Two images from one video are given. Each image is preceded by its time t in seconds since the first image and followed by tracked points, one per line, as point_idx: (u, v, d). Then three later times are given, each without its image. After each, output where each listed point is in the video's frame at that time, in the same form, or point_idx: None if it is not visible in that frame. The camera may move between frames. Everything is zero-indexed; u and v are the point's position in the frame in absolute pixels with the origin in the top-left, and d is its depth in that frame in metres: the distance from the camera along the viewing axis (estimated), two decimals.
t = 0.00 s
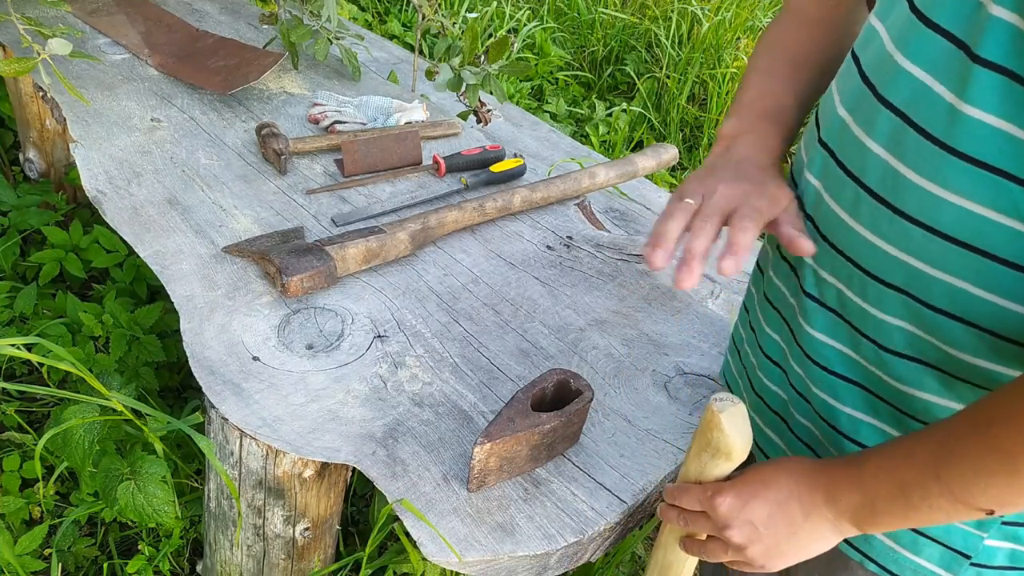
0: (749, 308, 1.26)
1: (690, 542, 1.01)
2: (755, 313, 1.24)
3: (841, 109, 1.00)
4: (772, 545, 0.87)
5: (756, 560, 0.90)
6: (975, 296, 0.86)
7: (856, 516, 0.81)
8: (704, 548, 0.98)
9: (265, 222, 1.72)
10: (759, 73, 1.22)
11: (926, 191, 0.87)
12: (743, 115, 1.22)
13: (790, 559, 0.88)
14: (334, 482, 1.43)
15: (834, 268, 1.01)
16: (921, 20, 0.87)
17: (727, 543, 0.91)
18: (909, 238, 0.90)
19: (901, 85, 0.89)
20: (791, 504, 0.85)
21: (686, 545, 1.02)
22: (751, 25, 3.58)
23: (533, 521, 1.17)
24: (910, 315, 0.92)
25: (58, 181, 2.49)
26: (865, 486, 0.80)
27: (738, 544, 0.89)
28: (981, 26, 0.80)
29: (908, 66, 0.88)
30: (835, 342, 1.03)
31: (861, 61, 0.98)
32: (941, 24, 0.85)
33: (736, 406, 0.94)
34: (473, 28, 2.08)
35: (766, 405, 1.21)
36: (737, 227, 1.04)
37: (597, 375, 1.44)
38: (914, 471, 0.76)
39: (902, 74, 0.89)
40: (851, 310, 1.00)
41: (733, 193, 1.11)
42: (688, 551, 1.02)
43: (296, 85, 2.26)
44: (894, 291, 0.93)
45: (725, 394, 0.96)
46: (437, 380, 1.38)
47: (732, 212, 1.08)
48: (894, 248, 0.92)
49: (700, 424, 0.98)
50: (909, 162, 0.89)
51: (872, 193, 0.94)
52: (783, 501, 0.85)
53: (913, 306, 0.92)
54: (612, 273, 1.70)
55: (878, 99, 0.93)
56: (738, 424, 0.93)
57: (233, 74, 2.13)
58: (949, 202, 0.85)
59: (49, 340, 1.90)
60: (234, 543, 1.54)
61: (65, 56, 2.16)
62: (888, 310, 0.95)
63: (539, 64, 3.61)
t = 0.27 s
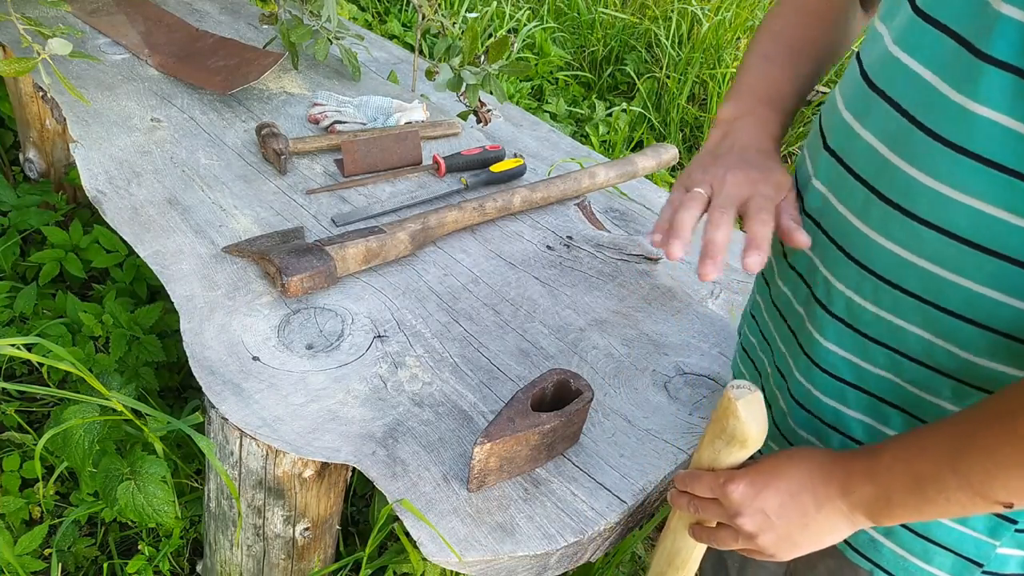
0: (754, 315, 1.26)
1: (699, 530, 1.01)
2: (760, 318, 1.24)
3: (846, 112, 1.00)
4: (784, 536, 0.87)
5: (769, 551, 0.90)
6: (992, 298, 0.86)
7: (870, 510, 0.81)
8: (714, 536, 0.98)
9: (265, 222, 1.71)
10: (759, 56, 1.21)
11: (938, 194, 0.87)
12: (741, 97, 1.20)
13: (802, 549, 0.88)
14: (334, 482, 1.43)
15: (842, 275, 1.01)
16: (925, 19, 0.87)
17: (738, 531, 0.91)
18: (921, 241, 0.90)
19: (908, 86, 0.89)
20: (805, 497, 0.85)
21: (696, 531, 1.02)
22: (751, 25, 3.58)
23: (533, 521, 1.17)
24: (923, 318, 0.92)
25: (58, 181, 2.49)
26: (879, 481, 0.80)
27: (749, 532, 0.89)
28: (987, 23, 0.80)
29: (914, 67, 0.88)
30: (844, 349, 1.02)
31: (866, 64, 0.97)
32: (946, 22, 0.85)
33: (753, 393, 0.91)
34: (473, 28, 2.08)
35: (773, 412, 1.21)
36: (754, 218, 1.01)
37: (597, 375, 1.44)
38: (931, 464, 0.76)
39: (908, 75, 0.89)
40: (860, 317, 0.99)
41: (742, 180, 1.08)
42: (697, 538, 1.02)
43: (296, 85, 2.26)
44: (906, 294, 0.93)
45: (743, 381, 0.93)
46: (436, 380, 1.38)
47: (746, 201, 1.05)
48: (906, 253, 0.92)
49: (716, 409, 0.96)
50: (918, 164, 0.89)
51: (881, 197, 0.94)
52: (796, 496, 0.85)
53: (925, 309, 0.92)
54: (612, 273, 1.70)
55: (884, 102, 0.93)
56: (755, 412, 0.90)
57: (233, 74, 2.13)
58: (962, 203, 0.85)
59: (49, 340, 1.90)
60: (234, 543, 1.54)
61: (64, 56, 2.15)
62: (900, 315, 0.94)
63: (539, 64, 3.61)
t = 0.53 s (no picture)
0: (753, 317, 1.27)
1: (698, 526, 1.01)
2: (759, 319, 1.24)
3: (845, 113, 1.00)
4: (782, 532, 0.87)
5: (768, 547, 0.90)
6: (992, 298, 0.86)
7: (871, 510, 0.81)
8: (712, 532, 0.98)
9: (265, 222, 1.71)
10: (763, 4, 1.20)
11: (939, 195, 0.87)
12: (751, 55, 1.21)
13: (801, 547, 0.89)
14: (334, 482, 1.43)
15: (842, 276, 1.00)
16: (924, 20, 0.87)
17: (737, 526, 0.92)
18: (922, 242, 0.90)
19: (907, 87, 0.89)
20: (806, 495, 0.85)
21: (696, 528, 1.02)
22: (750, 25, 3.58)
23: (533, 521, 1.17)
24: (923, 318, 0.92)
25: (58, 181, 2.49)
26: (880, 482, 0.80)
27: (748, 528, 0.90)
28: (985, 24, 0.80)
29: (913, 68, 0.89)
30: (843, 350, 1.02)
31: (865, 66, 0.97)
32: (943, 23, 0.85)
33: (755, 389, 0.92)
34: (473, 28, 2.08)
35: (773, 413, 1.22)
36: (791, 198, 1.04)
37: (597, 375, 1.44)
38: (933, 465, 0.76)
39: (907, 76, 0.89)
40: (859, 318, 0.99)
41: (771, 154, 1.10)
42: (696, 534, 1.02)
43: (296, 85, 2.26)
44: (906, 296, 0.93)
45: (744, 376, 0.93)
46: (436, 380, 1.38)
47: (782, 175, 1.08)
48: (906, 254, 0.92)
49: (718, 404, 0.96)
50: (917, 165, 0.89)
51: (880, 199, 0.94)
52: (796, 492, 0.86)
53: (926, 310, 0.92)
54: (612, 274, 1.70)
55: (884, 103, 0.93)
56: (758, 408, 0.91)
57: (233, 74, 2.13)
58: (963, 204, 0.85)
59: (49, 340, 1.90)
60: (234, 543, 1.54)
61: (64, 56, 2.15)
62: (900, 315, 0.94)
63: (539, 64, 3.61)
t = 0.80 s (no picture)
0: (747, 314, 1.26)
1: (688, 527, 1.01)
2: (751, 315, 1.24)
3: (839, 109, 1.00)
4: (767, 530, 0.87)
5: (754, 545, 0.90)
6: (976, 293, 0.85)
7: (857, 508, 0.81)
8: (702, 532, 0.98)
9: (265, 222, 1.72)
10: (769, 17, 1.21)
11: (927, 189, 0.87)
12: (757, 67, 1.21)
13: (788, 546, 0.89)
14: (334, 482, 1.43)
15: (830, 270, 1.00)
16: (916, 16, 0.87)
17: (725, 525, 0.92)
18: (909, 236, 0.89)
19: (898, 82, 0.89)
20: (792, 493, 0.85)
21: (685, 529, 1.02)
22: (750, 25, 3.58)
23: (533, 521, 1.17)
24: (909, 314, 0.92)
25: (58, 181, 2.49)
26: (866, 479, 0.80)
27: (736, 527, 0.90)
28: (974, 20, 0.80)
29: (905, 63, 0.88)
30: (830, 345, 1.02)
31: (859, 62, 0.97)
32: (935, 19, 0.85)
33: (742, 386, 0.92)
34: (473, 28, 2.08)
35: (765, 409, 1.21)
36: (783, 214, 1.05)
37: (597, 375, 1.44)
38: (919, 463, 0.76)
39: (899, 71, 0.89)
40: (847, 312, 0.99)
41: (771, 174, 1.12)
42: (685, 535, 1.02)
43: (296, 85, 2.26)
44: (893, 291, 0.93)
45: (731, 375, 0.94)
46: (437, 380, 1.38)
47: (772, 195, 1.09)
48: (894, 248, 0.91)
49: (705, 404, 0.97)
50: (907, 160, 0.88)
51: (870, 193, 0.94)
52: (782, 490, 0.86)
53: (911, 305, 0.91)
54: (612, 274, 1.70)
55: (875, 98, 0.93)
56: (745, 406, 0.92)
57: (233, 74, 2.13)
58: (950, 199, 0.85)
59: (49, 340, 1.90)
60: (234, 543, 1.54)
61: (64, 56, 2.15)
62: (887, 310, 0.94)
63: (539, 64, 3.61)
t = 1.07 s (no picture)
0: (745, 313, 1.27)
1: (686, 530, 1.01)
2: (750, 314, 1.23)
3: (838, 106, 1.00)
4: (768, 533, 0.87)
5: (754, 548, 0.90)
6: (975, 290, 0.85)
7: (856, 508, 0.81)
8: (699, 535, 0.98)
9: (265, 222, 1.72)
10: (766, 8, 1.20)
11: (926, 185, 0.87)
12: (754, 56, 1.21)
13: (788, 548, 0.89)
14: (334, 482, 1.43)
15: (831, 267, 1.00)
16: (916, 13, 0.87)
17: (724, 528, 0.92)
18: (909, 233, 0.89)
19: (898, 78, 0.89)
20: (791, 494, 0.85)
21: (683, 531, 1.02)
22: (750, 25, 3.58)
23: (533, 521, 1.17)
24: (909, 311, 0.92)
25: (58, 181, 2.49)
26: (865, 477, 0.80)
27: (735, 530, 0.90)
28: (974, 17, 0.80)
29: (905, 60, 0.88)
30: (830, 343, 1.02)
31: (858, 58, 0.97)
32: (936, 16, 0.85)
33: (742, 389, 0.92)
34: (473, 28, 2.08)
35: (765, 408, 1.21)
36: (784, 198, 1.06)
37: (597, 374, 1.44)
38: (918, 462, 0.76)
39: (899, 68, 0.89)
40: (847, 309, 0.99)
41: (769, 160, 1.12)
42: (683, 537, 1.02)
43: (296, 85, 2.26)
44: (893, 289, 0.93)
45: (731, 377, 0.94)
46: (437, 380, 1.38)
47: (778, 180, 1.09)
48: (894, 245, 0.91)
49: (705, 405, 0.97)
50: (907, 156, 0.88)
51: (870, 190, 0.94)
52: (781, 491, 0.86)
53: (911, 302, 0.91)
54: (612, 274, 1.70)
55: (875, 95, 0.93)
56: (745, 409, 0.91)
57: (233, 74, 2.13)
58: (949, 195, 0.85)
59: (49, 340, 1.90)
60: (234, 543, 1.54)
61: (64, 56, 2.15)
62: (887, 308, 0.94)
63: (539, 64, 3.61)
